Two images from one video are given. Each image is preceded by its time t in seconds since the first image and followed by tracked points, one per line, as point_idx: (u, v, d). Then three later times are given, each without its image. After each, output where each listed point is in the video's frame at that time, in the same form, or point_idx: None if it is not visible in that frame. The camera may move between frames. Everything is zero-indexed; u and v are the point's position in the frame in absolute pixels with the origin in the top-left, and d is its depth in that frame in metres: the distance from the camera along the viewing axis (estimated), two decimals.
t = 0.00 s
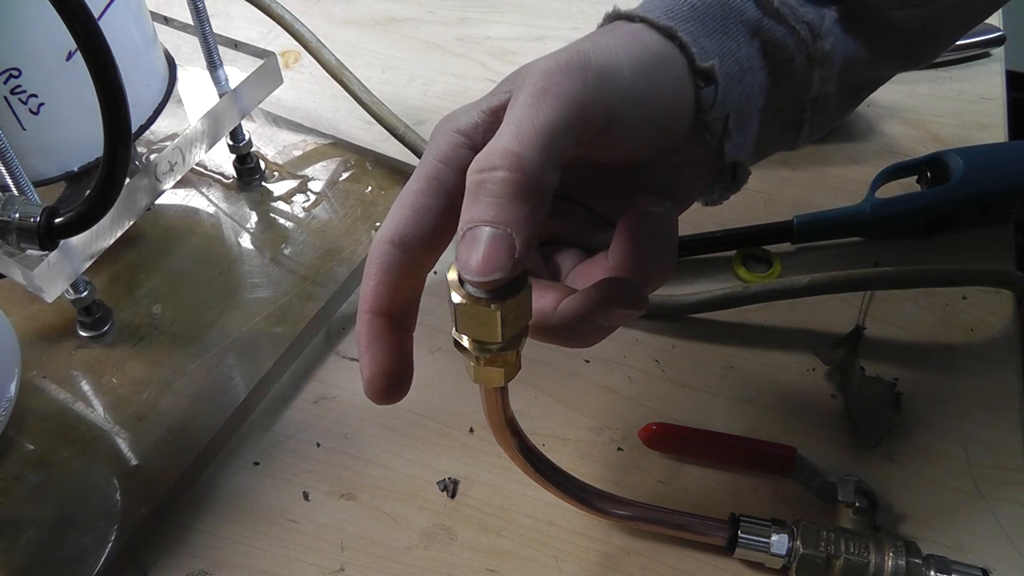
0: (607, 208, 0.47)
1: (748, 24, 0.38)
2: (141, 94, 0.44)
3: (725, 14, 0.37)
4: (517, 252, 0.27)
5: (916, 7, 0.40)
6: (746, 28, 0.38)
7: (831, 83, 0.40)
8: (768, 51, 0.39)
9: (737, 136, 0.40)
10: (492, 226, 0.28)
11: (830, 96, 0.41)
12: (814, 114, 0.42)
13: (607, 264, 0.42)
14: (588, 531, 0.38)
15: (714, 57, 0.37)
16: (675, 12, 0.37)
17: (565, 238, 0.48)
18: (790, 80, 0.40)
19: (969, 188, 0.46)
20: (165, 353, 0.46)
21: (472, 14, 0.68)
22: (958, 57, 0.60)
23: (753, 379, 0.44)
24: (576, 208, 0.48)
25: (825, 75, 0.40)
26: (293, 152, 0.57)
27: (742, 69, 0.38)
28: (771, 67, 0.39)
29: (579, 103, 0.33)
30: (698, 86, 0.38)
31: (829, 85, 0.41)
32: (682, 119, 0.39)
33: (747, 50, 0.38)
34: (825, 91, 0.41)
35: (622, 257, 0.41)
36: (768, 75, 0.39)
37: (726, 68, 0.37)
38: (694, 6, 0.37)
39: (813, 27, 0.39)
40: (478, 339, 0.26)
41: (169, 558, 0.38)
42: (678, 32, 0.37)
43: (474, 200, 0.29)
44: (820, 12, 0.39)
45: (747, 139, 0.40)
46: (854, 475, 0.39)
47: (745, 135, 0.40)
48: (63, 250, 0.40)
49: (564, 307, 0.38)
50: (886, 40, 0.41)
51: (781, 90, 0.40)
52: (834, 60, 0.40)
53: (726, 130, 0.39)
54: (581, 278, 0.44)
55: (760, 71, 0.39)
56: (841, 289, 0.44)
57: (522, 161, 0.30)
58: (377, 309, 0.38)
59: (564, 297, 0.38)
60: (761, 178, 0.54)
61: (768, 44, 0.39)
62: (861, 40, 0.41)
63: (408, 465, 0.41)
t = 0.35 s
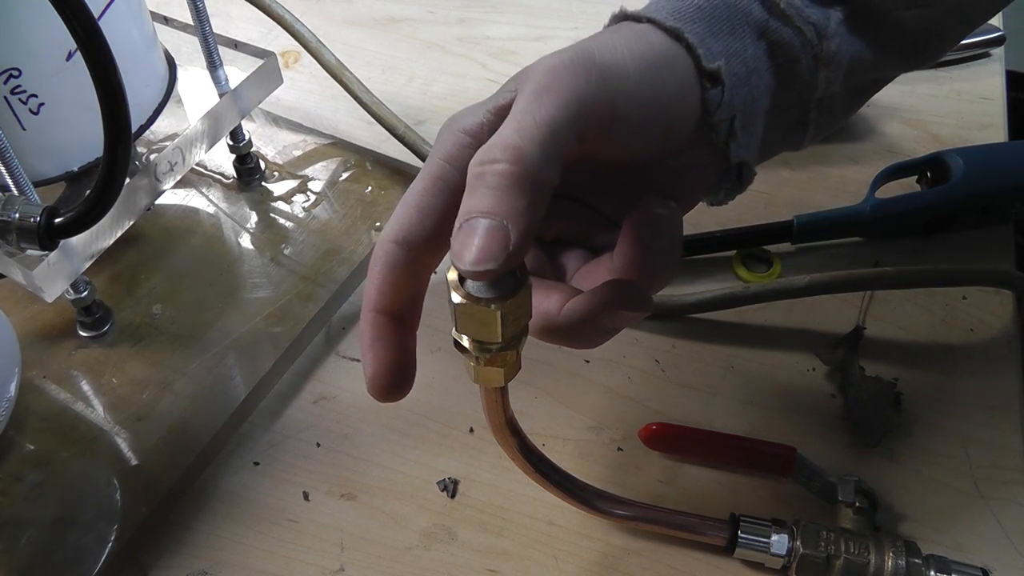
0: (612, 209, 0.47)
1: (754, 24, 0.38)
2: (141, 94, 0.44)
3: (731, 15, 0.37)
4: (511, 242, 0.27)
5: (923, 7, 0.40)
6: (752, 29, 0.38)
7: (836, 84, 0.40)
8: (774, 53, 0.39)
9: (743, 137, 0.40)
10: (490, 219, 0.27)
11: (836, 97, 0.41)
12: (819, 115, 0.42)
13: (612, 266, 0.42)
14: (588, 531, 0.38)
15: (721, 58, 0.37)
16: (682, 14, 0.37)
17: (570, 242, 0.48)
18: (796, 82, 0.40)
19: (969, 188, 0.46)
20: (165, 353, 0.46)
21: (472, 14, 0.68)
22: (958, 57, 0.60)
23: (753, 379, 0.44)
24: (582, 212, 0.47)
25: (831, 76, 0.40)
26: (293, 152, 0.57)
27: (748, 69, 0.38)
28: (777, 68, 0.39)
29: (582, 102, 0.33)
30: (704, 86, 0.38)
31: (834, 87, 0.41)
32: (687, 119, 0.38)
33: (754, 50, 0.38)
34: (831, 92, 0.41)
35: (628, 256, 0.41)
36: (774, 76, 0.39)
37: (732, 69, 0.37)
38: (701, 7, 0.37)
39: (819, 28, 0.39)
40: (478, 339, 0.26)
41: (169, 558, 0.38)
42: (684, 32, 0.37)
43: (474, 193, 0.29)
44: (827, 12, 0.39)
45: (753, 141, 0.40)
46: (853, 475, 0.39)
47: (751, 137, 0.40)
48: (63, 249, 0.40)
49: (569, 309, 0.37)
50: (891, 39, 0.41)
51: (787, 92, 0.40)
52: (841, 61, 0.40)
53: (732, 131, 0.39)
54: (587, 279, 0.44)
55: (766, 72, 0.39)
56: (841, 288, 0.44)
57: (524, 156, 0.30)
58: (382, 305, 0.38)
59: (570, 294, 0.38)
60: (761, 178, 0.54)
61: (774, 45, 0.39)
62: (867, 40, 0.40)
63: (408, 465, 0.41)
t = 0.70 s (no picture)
0: (615, 213, 0.47)
1: (756, 28, 0.38)
2: (141, 94, 0.44)
3: (733, 19, 0.37)
4: (511, 248, 0.27)
5: (925, 10, 0.39)
6: (755, 33, 0.38)
7: (838, 87, 0.40)
8: (777, 55, 0.39)
9: (746, 141, 0.40)
10: (491, 228, 0.27)
11: (838, 99, 0.41)
12: (821, 118, 0.42)
13: (613, 268, 0.42)
14: (588, 531, 0.38)
15: (723, 62, 0.37)
16: (684, 18, 0.37)
17: (572, 244, 0.48)
18: (799, 84, 0.40)
19: (969, 188, 0.46)
20: (165, 353, 0.46)
21: (472, 14, 0.68)
22: (958, 57, 0.60)
23: (754, 379, 0.44)
24: (585, 215, 0.47)
25: (833, 79, 0.40)
26: (293, 152, 0.57)
27: (750, 73, 0.38)
28: (779, 71, 0.39)
29: (584, 109, 0.33)
30: (706, 91, 0.38)
31: (836, 89, 0.41)
32: (689, 123, 0.38)
33: (756, 53, 0.38)
34: (833, 94, 0.41)
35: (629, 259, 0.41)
36: (776, 79, 0.39)
37: (734, 73, 0.37)
38: (703, 11, 0.37)
39: (820, 31, 0.38)
40: (477, 339, 0.26)
41: (169, 558, 0.38)
42: (686, 37, 0.37)
43: (473, 204, 0.29)
44: (829, 15, 0.38)
45: (756, 144, 0.40)
46: (853, 475, 0.39)
47: (754, 141, 0.40)
48: (63, 249, 0.40)
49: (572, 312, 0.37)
50: (895, 42, 0.41)
51: (789, 94, 0.40)
52: (843, 64, 0.39)
53: (734, 134, 0.39)
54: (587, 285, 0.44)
55: (768, 75, 0.39)
56: (841, 288, 0.44)
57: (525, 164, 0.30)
58: (386, 311, 0.38)
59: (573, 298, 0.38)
60: (762, 178, 0.54)
61: (776, 48, 0.38)
62: (869, 42, 0.40)
63: (408, 465, 0.41)
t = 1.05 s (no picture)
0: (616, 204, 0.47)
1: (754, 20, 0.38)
2: (141, 94, 0.44)
3: (732, 12, 0.38)
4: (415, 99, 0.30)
5: (923, 8, 0.40)
6: (754, 27, 0.38)
7: (837, 83, 0.40)
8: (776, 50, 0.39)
9: (740, 135, 0.40)
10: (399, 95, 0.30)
11: (836, 96, 0.41)
12: (821, 114, 0.42)
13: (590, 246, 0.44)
14: (589, 531, 0.38)
15: (719, 52, 0.37)
16: (684, 7, 0.38)
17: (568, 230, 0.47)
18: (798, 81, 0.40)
19: (970, 189, 0.46)
20: (165, 353, 0.46)
21: (472, 14, 0.68)
22: (958, 57, 0.60)
23: (754, 380, 0.44)
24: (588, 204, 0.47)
25: (832, 75, 0.40)
26: (293, 152, 0.57)
27: (746, 64, 0.38)
28: (778, 65, 0.39)
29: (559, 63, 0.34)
30: (701, 80, 0.38)
31: (835, 86, 0.40)
32: (682, 110, 0.39)
33: (754, 47, 0.38)
34: (832, 91, 0.41)
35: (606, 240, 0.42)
36: (776, 74, 0.39)
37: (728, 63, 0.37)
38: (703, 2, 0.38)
39: (819, 27, 0.39)
40: (477, 339, 0.26)
41: (168, 558, 0.38)
42: (685, 24, 0.37)
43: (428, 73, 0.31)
44: (827, 12, 0.39)
45: (750, 138, 0.40)
46: (854, 475, 0.39)
47: (749, 134, 0.40)
48: (63, 249, 0.40)
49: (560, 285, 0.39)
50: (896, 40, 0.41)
51: (789, 91, 0.40)
52: (842, 60, 0.39)
53: (727, 126, 0.39)
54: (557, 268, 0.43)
55: (767, 69, 0.39)
56: (841, 289, 0.44)
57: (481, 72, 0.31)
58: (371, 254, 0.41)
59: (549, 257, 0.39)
60: (762, 178, 0.54)
61: (776, 44, 0.38)
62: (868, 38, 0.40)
63: (408, 465, 0.41)
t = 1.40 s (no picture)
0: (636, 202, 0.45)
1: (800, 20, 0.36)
2: (141, 94, 0.44)
3: (781, 15, 0.35)
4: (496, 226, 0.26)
5: (967, 4, 0.39)
6: (802, 30, 0.36)
7: (879, 83, 0.39)
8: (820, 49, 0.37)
9: (785, 138, 0.38)
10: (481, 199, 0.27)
11: (876, 96, 0.40)
12: (859, 114, 0.40)
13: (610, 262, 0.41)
14: (588, 531, 0.38)
15: (766, 63, 0.35)
16: (731, 15, 0.35)
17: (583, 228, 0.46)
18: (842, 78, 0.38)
19: (969, 188, 0.46)
20: (165, 353, 0.46)
21: (472, 14, 0.68)
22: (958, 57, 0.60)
23: (754, 379, 0.44)
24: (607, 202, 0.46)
25: (875, 75, 0.38)
26: (293, 152, 0.57)
27: (795, 70, 0.36)
28: (820, 67, 0.37)
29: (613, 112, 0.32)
30: (747, 91, 0.36)
31: (876, 86, 0.39)
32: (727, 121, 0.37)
33: (799, 49, 0.36)
34: (873, 91, 0.39)
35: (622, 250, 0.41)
36: (819, 76, 0.37)
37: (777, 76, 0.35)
38: (750, 7, 0.35)
39: (867, 28, 0.37)
40: (478, 339, 0.27)
41: (169, 558, 0.38)
42: (731, 39, 0.35)
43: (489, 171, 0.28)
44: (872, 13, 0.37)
45: (794, 143, 0.38)
46: (854, 475, 0.39)
47: (793, 139, 0.38)
48: (63, 249, 0.40)
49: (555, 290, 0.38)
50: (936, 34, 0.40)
51: (829, 91, 0.38)
52: (885, 61, 0.38)
53: (775, 133, 0.37)
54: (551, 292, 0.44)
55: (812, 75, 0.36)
56: (840, 288, 0.44)
57: (545, 169, 0.29)
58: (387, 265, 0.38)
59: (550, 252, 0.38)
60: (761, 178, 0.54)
61: (822, 47, 0.37)
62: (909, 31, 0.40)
63: (408, 465, 0.41)
